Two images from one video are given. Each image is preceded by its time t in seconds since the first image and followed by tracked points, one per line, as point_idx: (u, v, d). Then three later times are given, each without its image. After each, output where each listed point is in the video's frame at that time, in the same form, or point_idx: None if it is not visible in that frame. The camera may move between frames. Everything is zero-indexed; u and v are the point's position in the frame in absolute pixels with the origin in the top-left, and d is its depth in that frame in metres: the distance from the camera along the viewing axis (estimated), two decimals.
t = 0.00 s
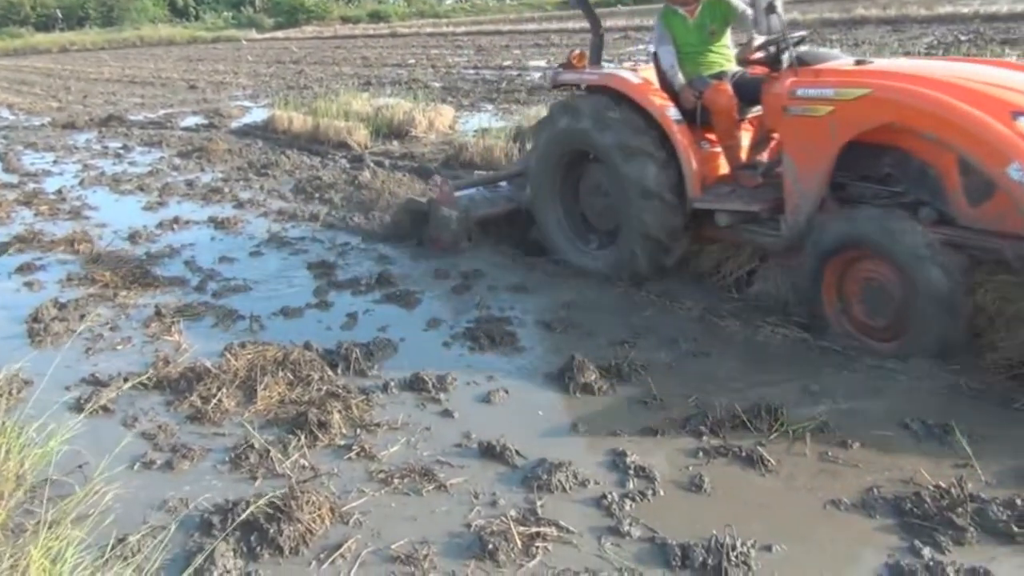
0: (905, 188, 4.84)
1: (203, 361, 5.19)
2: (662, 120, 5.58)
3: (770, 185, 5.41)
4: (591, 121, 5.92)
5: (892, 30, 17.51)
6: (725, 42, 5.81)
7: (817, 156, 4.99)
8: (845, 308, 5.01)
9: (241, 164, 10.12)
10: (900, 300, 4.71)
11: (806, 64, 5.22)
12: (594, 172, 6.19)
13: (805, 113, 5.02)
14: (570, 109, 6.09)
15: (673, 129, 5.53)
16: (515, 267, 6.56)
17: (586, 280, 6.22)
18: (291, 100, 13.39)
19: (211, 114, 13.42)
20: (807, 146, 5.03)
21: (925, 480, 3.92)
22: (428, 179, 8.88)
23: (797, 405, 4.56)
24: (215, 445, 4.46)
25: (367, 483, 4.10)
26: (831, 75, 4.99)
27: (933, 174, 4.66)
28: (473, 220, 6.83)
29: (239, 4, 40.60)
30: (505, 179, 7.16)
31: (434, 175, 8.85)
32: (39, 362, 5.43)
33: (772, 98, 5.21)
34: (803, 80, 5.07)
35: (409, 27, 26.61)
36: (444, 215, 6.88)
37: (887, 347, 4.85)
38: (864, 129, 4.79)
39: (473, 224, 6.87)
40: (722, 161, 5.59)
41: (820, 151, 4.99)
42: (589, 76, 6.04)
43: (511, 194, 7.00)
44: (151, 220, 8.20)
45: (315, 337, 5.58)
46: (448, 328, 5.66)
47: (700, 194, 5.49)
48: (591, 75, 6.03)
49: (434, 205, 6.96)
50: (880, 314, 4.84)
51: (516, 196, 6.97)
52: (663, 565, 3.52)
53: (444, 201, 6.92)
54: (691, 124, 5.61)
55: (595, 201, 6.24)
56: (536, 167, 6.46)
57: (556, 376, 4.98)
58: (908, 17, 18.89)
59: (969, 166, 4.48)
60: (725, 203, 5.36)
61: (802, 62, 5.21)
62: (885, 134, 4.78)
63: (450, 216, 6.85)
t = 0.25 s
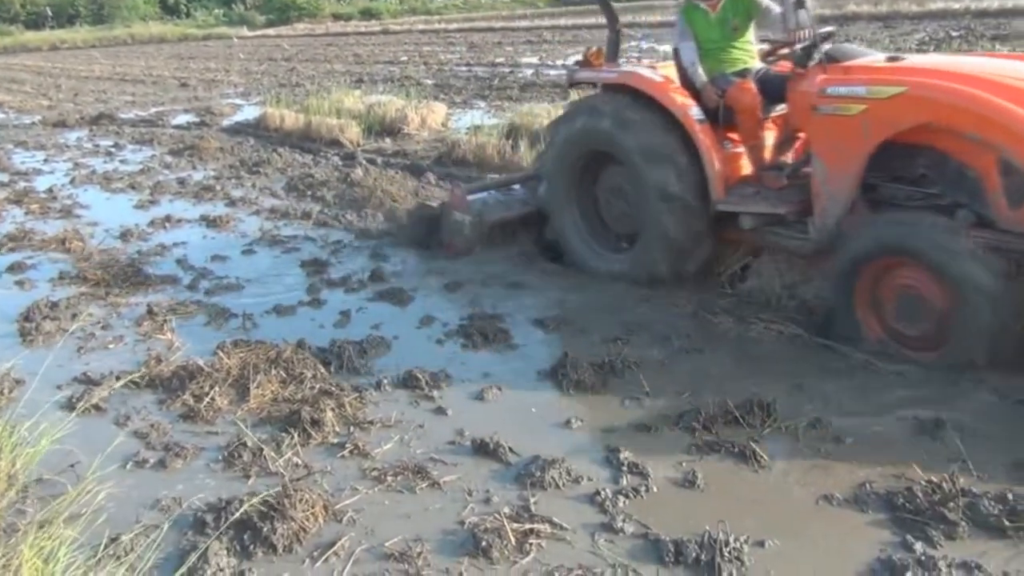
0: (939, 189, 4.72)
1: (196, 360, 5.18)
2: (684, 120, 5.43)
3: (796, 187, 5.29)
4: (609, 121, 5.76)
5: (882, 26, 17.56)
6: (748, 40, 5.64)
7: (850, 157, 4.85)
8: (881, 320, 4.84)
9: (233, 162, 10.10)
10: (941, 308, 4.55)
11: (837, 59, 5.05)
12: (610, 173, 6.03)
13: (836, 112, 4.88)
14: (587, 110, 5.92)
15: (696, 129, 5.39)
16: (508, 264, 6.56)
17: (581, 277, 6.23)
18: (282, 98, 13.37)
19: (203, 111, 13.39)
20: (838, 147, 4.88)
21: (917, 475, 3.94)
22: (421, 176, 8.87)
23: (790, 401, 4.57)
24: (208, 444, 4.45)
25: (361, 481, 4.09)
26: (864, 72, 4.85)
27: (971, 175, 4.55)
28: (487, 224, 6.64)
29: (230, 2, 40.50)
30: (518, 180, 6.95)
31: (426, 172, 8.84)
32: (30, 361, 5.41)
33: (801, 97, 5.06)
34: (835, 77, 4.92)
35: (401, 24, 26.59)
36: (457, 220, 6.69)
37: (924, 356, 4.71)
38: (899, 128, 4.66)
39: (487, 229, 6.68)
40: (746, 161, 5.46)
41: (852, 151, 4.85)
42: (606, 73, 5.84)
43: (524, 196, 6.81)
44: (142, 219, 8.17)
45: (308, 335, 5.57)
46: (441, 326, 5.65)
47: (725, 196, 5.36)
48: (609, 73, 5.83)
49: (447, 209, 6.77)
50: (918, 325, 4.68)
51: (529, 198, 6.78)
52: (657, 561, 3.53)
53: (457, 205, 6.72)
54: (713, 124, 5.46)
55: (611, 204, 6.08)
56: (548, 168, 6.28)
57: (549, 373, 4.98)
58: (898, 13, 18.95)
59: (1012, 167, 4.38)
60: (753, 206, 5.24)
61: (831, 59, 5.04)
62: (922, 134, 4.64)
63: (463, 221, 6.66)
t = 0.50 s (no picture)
0: (980, 192, 4.53)
1: (188, 359, 5.16)
2: (707, 119, 5.27)
3: (824, 189, 5.10)
4: (628, 120, 5.60)
5: (874, 23, 17.60)
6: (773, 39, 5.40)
7: (885, 157, 4.67)
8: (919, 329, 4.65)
9: (225, 160, 10.07)
10: (986, 316, 4.35)
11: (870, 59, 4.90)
12: (629, 175, 5.87)
13: (872, 110, 4.70)
14: (605, 110, 5.76)
15: (720, 129, 5.22)
16: (502, 261, 6.55)
17: (574, 275, 6.23)
18: (275, 95, 13.34)
19: (195, 109, 13.36)
20: (873, 147, 4.70)
21: (910, 470, 3.95)
22: (413, 174, 8.87)
23: (784, 397, 4.58)
24: (201, 443, 4.44)
25: (354, 479, 4.09)
26: (901, 69, 4.67)
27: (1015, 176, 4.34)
28: (500, 228, 6.51)
29: None
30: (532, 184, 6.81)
31: (419, 170, 8.84)
32: (22, 360, 5.39)
33: (833, 95, 4.90)
34: (869, 76, 4.75)
35: (393, 22, 26.57)
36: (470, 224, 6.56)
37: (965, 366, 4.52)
38: (937, 127, 4.47)
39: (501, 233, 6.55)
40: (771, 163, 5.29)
41: (888, 151, 4.66)
42: (626, 73, 5.67)
43: (538, 200, 6.68)
44: (134, 217, 8.15)
45: (301, 333, 5.57)
46: (434, 323, 5.65)
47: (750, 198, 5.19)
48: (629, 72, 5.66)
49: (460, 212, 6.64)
50: (959, 336, 4.50)
51: (543, 202, 6.65)
52: (650, 557, 3.54)
53: (471, 210, 6.59)
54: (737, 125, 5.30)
55: (630, 207, 5.91)
56: (564, 172, 6.12)
57: (542, 370, 4.98)
58: (890, 10, 18.99)
59: None
60: (780, 208, 5.07)
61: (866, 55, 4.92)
62: (962, 134, 4.44)
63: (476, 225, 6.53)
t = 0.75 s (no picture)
0: None
1: (181, 356, 5.15)
2: (737, 118, 5.10)
3: (858, 191, 4.97)
4: (652, 120, 5.39)
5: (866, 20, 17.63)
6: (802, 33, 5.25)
7: (930, 158, 4.50)
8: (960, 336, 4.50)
9: (218, 157, 10.05)
10: None
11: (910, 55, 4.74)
12: (653, 175, 5.67)
13: (916, 109, 4.52)
14: (629, 108, 5.54)
15: (752, 130, 5.06)
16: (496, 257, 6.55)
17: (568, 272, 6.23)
18: (267, 93, 13.31)
19: (187, 106, 13.32)
20: (915, 147, 4.54)
21: (902, 465, 3.97)
22: (406, 171, 8.85)
23: (776, 393, 4.59)
24: (194, 440, 4.43)
25: (348, 476, 4.09)
26: (945, 66, 4.51)
27: None
28: (516, 231, 6.36)
29: None
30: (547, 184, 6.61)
31: (412, 167, 8.83)
32: (14, 359, 5.37)
33: (873, 93, 4.71)
34: (911, 73, 4.58)
35: (386, 19, 26.52)
36: (484, 227, 6.42)
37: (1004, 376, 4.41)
38: (987, 126, 4.32)
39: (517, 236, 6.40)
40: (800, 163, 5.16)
41: (932, 152, 4.50)
42: (648, 70, 5.46)
43: (555, 202, 6.48)
44: (126, 215, 8.12)
45: (294, 331, 5.56)
46: (427, 320, 5.64)
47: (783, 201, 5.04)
48: (654, 69, 5.43)
49: (473, 215, 6.51)
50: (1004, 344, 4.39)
51: (560, 204, 6.45)
52: (644, 553, 3.55)
53: (485, 212, 6.45)
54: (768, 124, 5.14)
55: (653, 209, 5.72)
56: (582, 173, 5.91)
57: (535, 367, 4.99)
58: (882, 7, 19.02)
59: None
60: (815, 210, 4.91)
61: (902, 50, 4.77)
62: (1010, 133, 4.34)
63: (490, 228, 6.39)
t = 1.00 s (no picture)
0: None
1: (174, 355, 5.14)
2: (769, 118, 5.01)
3: (893, 194, 4.93)
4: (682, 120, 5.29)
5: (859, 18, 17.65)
6: (831, 31, 5.23)
7: (976, 158, 4.43)
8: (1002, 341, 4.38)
9: (210, 155, 10.02)
10: None
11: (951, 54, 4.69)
12: (680, 177, 5.55)
13: (962, 109, 4.46)
14: (658, 108, 5.41)
15: (785, 130, 4.98)
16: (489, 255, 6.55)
17: (562, 269, 6.23)
18: (260, 90, 13.28)
19: (179, 104, 13.28)
20: (960, 147, 4.47)
21: (895, 461, 3.98)
22: (399, 169, 8.84)
23: (769, 389, 4.60)
24: (187, 439, 4.42)
25: (342, 474, 4.09)
26: (991, 65, 4.45)
27: None
28: (535, 235, 6.16)
29: None
30: (562, 188, 6.57)
31: (405, 165, 8.81)
32: (6, 357, 5.36)
33: (912, 92, 4.66)
34: (957, 72, 4.52)
35: (379, 16, 26.47)
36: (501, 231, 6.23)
37: None
38: None
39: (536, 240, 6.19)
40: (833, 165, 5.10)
41: (978, 152, 4.43)
42: (676, 68, 5.37)
43: (572, 204, 6.39)
44: (118, 213, 8.09)
45: (287, 329, 5.55)
46: (421, 318, 5.64)
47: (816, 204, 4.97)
48: (684, 67, 5.35)
49: (488, 219, 6.30)
50: None
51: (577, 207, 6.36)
52: (637, 550, 3.55)
53: (502, 216, 6.25)
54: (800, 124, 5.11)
55: (678, 212, 5.61)
56: (604, 174, 5.77)
57: (529, 364, 4.99)
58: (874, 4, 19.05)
59: None
60: (851, 212, 4.83)
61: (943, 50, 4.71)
62: None
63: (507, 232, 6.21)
